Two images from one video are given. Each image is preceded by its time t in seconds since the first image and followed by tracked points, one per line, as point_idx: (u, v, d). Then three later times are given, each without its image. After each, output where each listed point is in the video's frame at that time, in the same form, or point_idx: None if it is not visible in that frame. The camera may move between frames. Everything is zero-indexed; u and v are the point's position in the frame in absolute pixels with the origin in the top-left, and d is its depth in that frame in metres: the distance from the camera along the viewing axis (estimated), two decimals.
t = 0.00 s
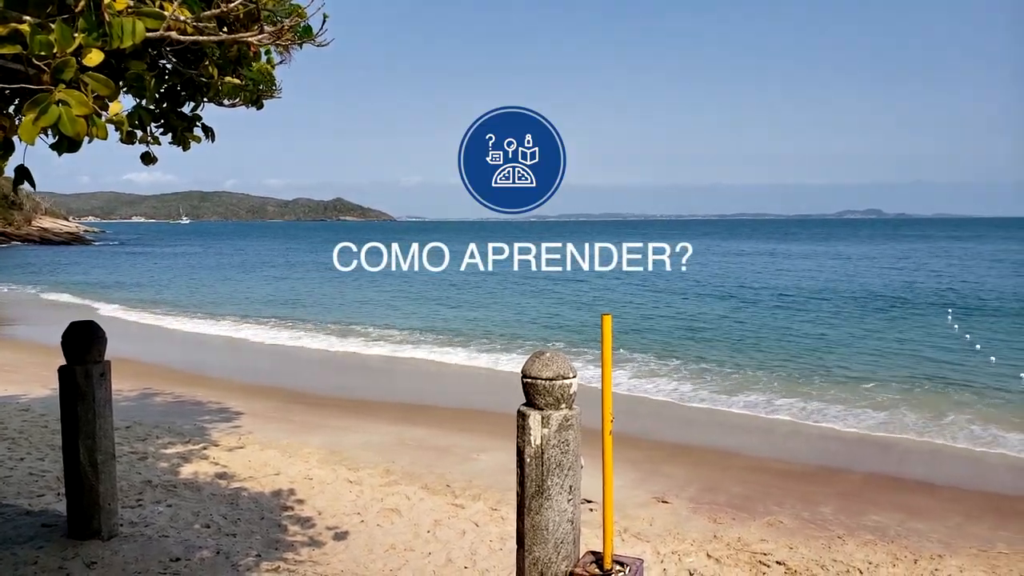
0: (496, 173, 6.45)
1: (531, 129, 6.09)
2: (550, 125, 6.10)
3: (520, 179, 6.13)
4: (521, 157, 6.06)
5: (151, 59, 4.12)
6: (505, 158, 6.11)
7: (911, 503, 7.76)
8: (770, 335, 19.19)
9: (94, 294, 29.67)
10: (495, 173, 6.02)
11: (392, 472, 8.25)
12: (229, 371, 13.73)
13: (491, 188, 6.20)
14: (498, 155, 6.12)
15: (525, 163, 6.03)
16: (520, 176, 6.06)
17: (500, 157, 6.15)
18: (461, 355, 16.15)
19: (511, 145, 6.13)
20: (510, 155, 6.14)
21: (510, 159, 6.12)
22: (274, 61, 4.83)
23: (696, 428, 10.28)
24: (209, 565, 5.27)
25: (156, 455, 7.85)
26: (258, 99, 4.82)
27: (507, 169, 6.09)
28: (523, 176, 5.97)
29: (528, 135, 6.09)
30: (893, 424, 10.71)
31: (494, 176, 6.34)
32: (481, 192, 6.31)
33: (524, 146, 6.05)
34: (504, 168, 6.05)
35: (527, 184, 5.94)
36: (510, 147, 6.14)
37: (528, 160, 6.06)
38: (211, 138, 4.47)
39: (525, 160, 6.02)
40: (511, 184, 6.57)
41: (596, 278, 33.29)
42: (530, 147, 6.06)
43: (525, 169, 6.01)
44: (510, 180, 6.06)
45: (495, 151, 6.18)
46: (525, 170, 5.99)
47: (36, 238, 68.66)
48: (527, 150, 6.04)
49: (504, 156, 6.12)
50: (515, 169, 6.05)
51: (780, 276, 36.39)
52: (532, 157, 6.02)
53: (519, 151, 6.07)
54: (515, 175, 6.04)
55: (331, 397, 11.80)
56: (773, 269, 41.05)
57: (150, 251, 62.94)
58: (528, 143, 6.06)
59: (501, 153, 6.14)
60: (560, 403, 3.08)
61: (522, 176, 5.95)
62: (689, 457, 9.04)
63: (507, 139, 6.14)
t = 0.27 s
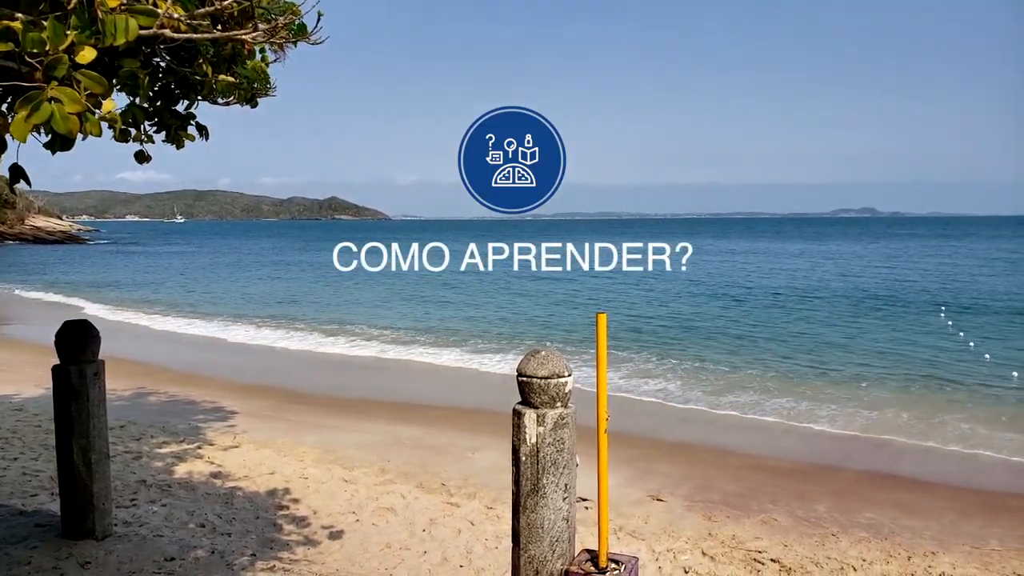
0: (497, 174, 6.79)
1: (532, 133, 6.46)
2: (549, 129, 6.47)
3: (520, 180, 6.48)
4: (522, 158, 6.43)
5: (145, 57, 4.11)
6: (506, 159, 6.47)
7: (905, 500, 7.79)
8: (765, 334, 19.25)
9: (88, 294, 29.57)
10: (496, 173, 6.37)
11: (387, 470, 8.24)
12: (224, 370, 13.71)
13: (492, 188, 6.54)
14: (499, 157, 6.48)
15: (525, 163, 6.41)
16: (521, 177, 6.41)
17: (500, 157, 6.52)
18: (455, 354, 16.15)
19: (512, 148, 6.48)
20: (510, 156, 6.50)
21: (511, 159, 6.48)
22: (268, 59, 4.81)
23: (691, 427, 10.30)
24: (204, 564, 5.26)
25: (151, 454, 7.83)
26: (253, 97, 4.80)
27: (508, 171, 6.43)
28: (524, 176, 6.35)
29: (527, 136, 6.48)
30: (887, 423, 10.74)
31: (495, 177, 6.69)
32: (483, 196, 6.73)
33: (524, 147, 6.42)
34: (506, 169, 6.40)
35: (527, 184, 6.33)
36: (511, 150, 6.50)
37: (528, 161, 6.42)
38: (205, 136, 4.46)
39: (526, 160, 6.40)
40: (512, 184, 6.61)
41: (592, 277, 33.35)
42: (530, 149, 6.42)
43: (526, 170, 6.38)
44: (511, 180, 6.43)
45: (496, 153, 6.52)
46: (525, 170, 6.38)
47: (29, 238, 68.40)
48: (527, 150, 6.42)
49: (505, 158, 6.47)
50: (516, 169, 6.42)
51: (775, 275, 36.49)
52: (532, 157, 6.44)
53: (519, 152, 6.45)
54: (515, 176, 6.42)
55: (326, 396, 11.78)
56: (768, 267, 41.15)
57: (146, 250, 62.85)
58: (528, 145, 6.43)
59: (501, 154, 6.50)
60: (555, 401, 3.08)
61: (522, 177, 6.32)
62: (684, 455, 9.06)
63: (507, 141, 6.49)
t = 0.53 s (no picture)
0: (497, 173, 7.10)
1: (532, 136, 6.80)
2: (549, 131, 6.80)
3: (521, 180, 6.78)
4: (522, 159, 6.74)
5: (139, 57, 4.10)
6: (505, 161, 6.81)
7: (900, 498, 7.81)
8: (762, 332, 19.30)
9: (83, 294, 29.50)
10: (499, 172, 6.72)
11: (383, 470, 8.23)
12: (220, 370, 13.70)
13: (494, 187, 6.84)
14: (499, 159, 6.80)
15: (525, 162, 6.68)
16: (521, 180, 6.75)
17: (501, 158, 6.87)
18: (451, 353, 16.16)
19: (510, 149, 6.80)
20: (511, 155, 6.86)
21: (509, 160, 6.83)
22: (264, 58, 4.80)
23: (687, 426, 10.32)
24: (200, 565, 5.25)
25: (146, 455, 7.82)
26: (248, 97, 4.80)
27: (507, 172, 6.77)
28: (524, 176, 6.72)
29: (527, 136, 6.82)
30: (882, 421, 10.77)
31: (496, 178, 7.05)
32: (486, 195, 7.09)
33: (524, 149, 6.75)
34: (506, 170, 6.73)
35: (528, 183, 6.70)
36: (509, 152, 6.84)
37: (529, 161, 6.76)
38: (200, 136, 4.45)
39: (526, 160, 6.70)
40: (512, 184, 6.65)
41: (589, 277, 33.42)
42: (530, 150, 6.74)
43: (526, 171, 6.68)
44: (511, 181, 6.77)
45: (497, 154, 6.82)
46: (526, 170, 6.68)
47: (23, 238, 68.22)
48: (527, 151, 6.76)
49: (503, 159, 6.80)
50: (516, 170, 6.76)
51: (771, 274, 36.60)
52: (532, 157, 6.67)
53: (518, 153, 6.79)
54: (516, 176, 6.79)
55: (322, 396, 11.78)
56: (764, 266, 41.24)
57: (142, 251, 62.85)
58: (528, 146, 6.77)
59: (502, 154, 6.84)
60: (552, 401, 3.08)
61: (523, 177, 6.67)
62: (680, 454, 9.07)
63: (507, 142, 6.81)
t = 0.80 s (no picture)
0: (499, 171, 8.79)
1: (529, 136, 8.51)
2: (542, 134, 8.46)
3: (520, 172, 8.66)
4: (521, 158, 8.59)
5: (130, 57, 4.08)
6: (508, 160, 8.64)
7: (893, 495, 7.84)
8: (756, 330, 19.35)
9: (75, 295, 29.40)
10: (504, 170, 8.55)
11: (377, 471, 8.22)
12: (213, 371, 13.65)
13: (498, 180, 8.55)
14: (502, 159, 8.62)
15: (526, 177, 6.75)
16: (521, 174, 8.50)
17: (502, 158, 8.52)
18: (445, 353, 16.16)
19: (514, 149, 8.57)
20: (511, 156, 8.53)
21: (511, 159, 8.62)
22: (256, 57, 4.79)
23: (681, 424, 10.33)
24: (194, 566, 5.24)
25: (139, 457, 7.79)
26: (240, 97, 4.78)
27: (510, 170, 8.68)
28: (523, 172, 8.50)
29: (527, 140, 8.43)
30: (875, 418, 10.81)
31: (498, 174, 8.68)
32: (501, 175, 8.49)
33: (523, 150, 8.54)
34: (508, 168, 8.66)
35: (524, 179, 8.37)
36: (513, 152, 8.58)
37: (527, 161, 8.59)
38: (192, 137, 4.43)
39: (525, 159, 8.54)
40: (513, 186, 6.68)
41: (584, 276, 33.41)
42: (527, 150, 8.54)
43: (524, 166, 8.54)
44: (516, 177, 8.39)
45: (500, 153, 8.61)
46: (525, 167, 8.57)
47: (15, 239, 67.93)
48: (526, 152, 8.51)
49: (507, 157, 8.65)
50: (517, 166, 8.62)
51: (764, 272, 36.70)
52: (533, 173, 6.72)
53: (519, 153, 8.55)
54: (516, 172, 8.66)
55: (316, 397, 11.76)
56: (758, 265, 41.35)
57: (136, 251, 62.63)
58: (527, 147, 8.52)
59: (503, 155, 8.50)
60: (546, 400, 3.07)
61: (524, 175, 8.33)
62: (675, 452, 9.08)
63: (510, 144, 8.50)
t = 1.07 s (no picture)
0: (497, 173, 7.49)
1: (528, 132, 7.20)
2: (545, 131, 7.19)
3: (519, 175, 7.20)
4: (520, 158, 7.21)
5: (119, 52, 4.06)
6: (506, 159, 7.24)
7: (883, 492, 7.88)
8: (748, 328, 19.41)
9: (65, 294, 29.22)
10: (499, 171, 7.14)
11: (369, 469, 8.21)
12: (205, 369, 13.60)
13: (495, 185, 7.21)
14: (499, 157, 7.21)
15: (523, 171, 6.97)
16: (520, 176, 7.08)
17: (501, 158, 7.22)
18: (437, 351, 16.13)
19: (511, 145, 7.20)
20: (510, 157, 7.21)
21: (510, 158, 7.21)
22: (246, 54, 4.77)
23: (673, 422, 10.35)
24: (185, 565, 5.22)
25: (130, 455, 7.76)
26: (230, 93, 4.75)
27: (509, 169, 7.21)
28: (523, 174, 7.10)
29: (527, 138, 7.14)
30: (865, 415, 10.86)
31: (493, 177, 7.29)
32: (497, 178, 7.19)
33: (523, 147, 7.16)
34: (507, 168, 7.22)
35: (524, 181, 6.92)
36: (511, 149, 7.22)
37: (528, 161, 7.21)
38: (181, 133, 4.41)
39: (524, 160, 7.17)
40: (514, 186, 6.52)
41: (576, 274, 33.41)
42: (528, 148, 7.16)
43: (524, 167, 7.15)
44: (512, 179, 7.00)
45: (496, 152, 7.23)
46: (525, 169, 7.16)
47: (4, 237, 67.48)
48: (526, 151, 7.15)
49: (505, 156, 7.25)
50: (516, 168, 7.21)
51: (756, 270, 36.77)
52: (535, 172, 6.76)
53: (518, 152, 7.18)
54: (515, 175, 7.24)
55: (308, 395, 11.72)
56: (750, 262, 41.44)
57: (127, 249, 62.36)
58: (527, 145, 7.16)
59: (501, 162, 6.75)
60: (537, 397, 3.08)
61: (523, 176, 6.92)
62: (667, 449, 9.10)
63: (508, 142, 7.17)
